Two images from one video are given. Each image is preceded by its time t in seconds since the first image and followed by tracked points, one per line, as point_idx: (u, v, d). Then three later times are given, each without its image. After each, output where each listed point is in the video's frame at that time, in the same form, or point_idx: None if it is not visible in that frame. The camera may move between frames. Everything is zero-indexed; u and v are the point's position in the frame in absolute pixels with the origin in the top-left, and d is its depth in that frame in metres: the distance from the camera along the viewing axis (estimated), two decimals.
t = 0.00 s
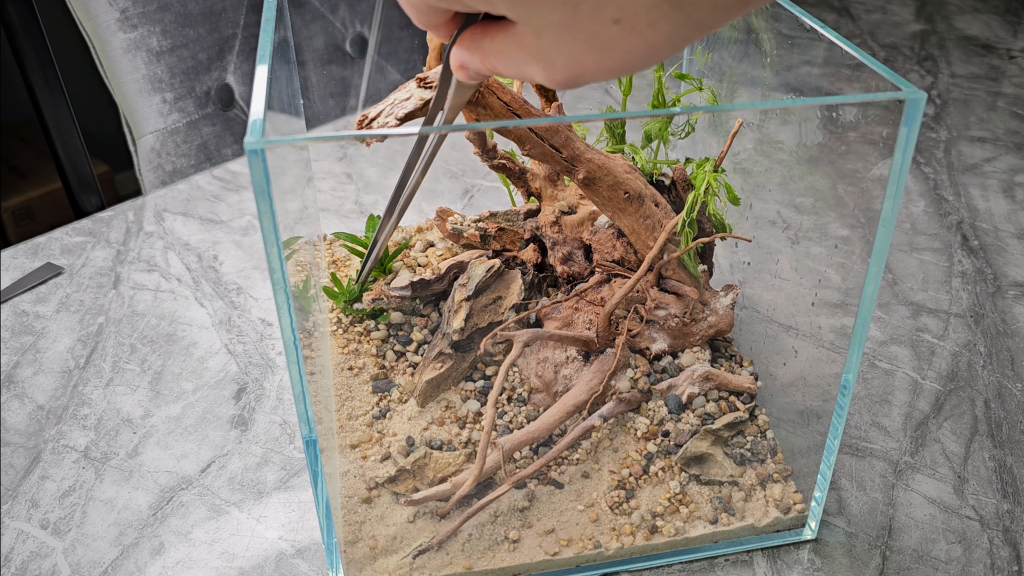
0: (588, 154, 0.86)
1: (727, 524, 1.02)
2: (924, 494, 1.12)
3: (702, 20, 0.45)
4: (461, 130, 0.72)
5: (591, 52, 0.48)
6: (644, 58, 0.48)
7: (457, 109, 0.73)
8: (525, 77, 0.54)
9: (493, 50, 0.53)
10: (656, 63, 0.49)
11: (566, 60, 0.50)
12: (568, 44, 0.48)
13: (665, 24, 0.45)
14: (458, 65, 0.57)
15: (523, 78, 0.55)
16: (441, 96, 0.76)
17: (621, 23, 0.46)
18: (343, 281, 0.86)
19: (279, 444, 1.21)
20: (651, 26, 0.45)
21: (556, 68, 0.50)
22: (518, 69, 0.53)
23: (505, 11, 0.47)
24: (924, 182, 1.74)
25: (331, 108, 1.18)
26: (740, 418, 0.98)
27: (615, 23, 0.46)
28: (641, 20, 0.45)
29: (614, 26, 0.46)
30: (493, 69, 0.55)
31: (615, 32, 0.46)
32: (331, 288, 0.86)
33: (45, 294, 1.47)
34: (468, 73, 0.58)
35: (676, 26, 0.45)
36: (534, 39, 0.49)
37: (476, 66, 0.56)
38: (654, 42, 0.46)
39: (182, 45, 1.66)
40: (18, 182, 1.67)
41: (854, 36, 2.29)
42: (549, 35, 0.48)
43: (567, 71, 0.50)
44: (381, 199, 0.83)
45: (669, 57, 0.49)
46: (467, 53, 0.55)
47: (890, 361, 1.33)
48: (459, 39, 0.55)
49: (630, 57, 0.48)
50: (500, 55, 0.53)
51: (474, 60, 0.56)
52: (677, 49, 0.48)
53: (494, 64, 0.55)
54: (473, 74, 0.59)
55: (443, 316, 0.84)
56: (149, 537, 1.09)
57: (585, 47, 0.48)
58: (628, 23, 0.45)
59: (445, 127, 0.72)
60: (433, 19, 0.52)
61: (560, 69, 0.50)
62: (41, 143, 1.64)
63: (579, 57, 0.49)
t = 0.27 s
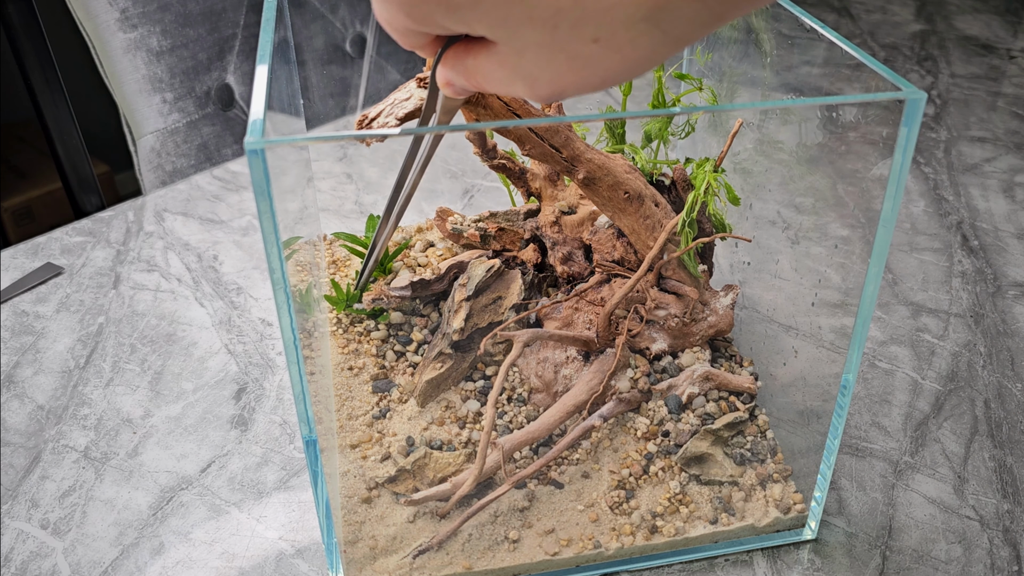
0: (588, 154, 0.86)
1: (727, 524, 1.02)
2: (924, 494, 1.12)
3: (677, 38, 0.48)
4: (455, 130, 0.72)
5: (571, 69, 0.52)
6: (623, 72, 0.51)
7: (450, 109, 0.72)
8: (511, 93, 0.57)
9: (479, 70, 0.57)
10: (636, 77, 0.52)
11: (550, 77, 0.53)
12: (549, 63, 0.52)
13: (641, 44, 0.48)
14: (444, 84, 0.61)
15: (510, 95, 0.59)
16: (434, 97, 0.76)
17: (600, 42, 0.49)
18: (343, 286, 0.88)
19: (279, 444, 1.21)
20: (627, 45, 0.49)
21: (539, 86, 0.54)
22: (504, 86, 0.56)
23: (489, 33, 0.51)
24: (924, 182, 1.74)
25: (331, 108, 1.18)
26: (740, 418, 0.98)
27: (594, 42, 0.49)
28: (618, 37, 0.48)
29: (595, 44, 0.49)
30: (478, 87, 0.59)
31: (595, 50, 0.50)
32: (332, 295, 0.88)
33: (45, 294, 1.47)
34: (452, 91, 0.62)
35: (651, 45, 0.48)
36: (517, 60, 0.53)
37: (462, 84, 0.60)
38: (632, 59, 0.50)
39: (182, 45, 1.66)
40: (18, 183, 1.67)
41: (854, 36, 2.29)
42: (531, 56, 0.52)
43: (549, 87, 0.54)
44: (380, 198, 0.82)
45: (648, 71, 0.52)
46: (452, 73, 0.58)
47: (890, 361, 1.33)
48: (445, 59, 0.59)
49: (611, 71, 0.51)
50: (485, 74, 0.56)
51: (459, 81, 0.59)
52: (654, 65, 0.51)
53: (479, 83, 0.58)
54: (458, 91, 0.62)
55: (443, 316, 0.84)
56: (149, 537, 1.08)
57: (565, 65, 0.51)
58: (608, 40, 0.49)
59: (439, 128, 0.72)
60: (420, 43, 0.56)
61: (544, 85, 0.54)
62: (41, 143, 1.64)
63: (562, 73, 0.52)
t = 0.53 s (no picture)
0: (588, 154, 0.86)
1: (727, 524, 1.02)
2: (924, 494, 1.12)
3: (654, 46, 0.50)
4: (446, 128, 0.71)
5: (552, 80, 0.54)
6: (603, 80, 0.54)
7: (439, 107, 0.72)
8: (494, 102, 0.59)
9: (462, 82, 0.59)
10: (615, 84, 0.55)
11: (531, 87, 0.55)
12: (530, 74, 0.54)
13: (619, 53, 0.51)
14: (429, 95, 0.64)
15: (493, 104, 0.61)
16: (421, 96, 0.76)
17: (580, 53, 0.51)
18: (345, 289, 0.87)
19: (279, 443, 1.21)
20: (606, 56, 0.51)
21: (521, 96, 0.56)
22: (485, 97, 0.59)
23: (469, 48, 0.53)
24: (924, 182, 1.74)
25: (331, 108, 1.18)
26: (740, 418, 0.98)
27: (574, 53, 0.51)
28: (596, 50, 0.51)
29: (574, 56, 0.52)
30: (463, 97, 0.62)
31: (574, 61, 0.52)
32: (335, 295, 0.88)
33: (45, 294, 1.47)
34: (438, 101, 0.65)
35: (629, 53, 0.51)
36: (498, 72, 0.55)
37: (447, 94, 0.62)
38: (611, 67, 0.52)
39: (182, 45, 1.66)
40: (18, 183, 1.66)
41: (854, 36, 2.29)
42: (512, 69, 0.54)
43: (531, 97, 0.56)
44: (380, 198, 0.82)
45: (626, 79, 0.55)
46: (437, 85, 0.61)
47: (890, 361, 1.33)
48: (428, 72, 0.61)
49: (589, 81, 0.54)
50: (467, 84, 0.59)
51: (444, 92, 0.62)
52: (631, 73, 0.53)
53: (462, 94, 0.61)
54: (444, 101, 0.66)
55: (443, 316, 0.84)
56: (149, 537, 1.08)
57: (546, 76, 0.54)
58: (586, 53, 0.51)
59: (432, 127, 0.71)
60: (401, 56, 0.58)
61: (526, 95, 0.56)
62: (41, 143, 1.64)
63: (542, 84, 0.55)
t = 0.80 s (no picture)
0: (588, 154, 0.86)
1: (727, 524, 1.02)
2: (924, 494, 1.12)
3: (638, 56, 0.52)
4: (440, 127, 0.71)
5: (539, 91, 0.55)
6: (590, 89, 0.55)
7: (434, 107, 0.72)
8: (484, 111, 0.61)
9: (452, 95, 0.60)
10: (601, 94, 0.56)
11: (520, 98, 0.56)
12: (518, 86, 0.55)
13: (604, 63, 0.52)
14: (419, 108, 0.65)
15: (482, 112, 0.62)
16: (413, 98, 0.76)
17: (566, 64, 0.53)
18: (347, 289, 0.86)
19: (279, 444, 1.21)
20: (591, 66, 0.52)
21: (511, 105, 0.58)
22: (475, 105, 0.60)
23: (457, 60, 0.55)
24: (924, 182, 1.74)
25: (331, 108, 1.18)
26: (740, 418, 0.98)
27: (559, 64, 0.53)
28: (582, 61, 0.52)
29: (560, 67, 0.53)
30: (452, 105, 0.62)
31: (561, 73, 0.53)
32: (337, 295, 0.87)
33: (45, 294, 1.47)
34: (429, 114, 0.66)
35: (614, 63, 0.52)
36: (487, 84, 0.56)
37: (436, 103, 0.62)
38: (597, 77, 0.53)
39: (182, 45, 1.66)
40: (18, 182, 1.67)
41: (854, 36, 2.29)
42: (499, 79, 0.55)
43: (520, 106, 0.57)
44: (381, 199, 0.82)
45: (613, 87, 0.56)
46: (426, 94, 0.61)
47: (890, 361, 1.33)
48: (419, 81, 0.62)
49: (576, 90, 0.55)
50: (458, 96, 0.60)
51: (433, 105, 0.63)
52: (617, 81, 0.55)
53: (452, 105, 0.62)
54: (434, 110, 0.64)
55: (443, 316, 0.84)
56: (149, 537, 1.08)
57: (534, 87, 0.55)
58: (572, 64, 0.52)
59: (428, 127, 0.71)
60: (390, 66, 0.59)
61: (515, 105, 0.57)
62: (41, 143, 1.64)
63: (530, 94, 0.56)
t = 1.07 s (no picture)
0: (588, 154, 0.86)
1: (727, 524, 1.02)
2: (924, 494, 1.12)
3: (625, 55, 0.52)
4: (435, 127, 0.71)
5: (527, 91, 0.56)
6: (577, 89, 0.56)
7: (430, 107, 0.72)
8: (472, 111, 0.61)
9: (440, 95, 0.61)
10: (588, 93, 0.57)
11: (508, 98, 0.57)
12: (506, 86, 0.56)
13: (592, 62, 0.53)
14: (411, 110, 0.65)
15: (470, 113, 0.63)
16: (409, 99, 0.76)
17: (554, 64, 0.53)
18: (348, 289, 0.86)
19: (279, 444, 1.21)
20: (579, 66, 0.53)
21: (499, 104, 0.58)
22: (463, 105, 0.61)
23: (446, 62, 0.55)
24: (924, 182, 1.74)
25: (331, 108, 1.18)
26: (740, 418, 0.98)
27: (548, 65, 0.53)
28: (570, 62, 0.53)
29: (548, 67, 0.54)
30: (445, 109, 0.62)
31: (549, 72, 0.54)
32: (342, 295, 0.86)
33: (45, 294, 1.47)
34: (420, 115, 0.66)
35: (603, 62, 0.53)
36: (476, 85, 0.57)
37: (429, 107, 0.63)
38: (585, 77, 0.54)
39: (182, 45, 1.66)
40: (18, 182, 1.66)
41: (854, 36, 2.30)
42: (487, 80, 0.56)
43: (507, 105, 0.58)
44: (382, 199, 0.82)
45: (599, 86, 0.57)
46: (418, 99, 0.62)
47: (890, 361, 1.33)
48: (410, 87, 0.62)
49: (564, 90, 0.55)
50: (446, 97, 0.60)
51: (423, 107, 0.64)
52: (603, 80, 0.55)
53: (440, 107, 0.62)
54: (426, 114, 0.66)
55: (443, 316, 0.84)
56: (149, 537, 1.08)
57: (522, 88, 0.56)
58: (561, 64, 0.53)
59: (423, 127, 0.71)
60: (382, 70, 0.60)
61: (504, 104, 0.58)
62: (41, 143, 1.64)
63: (519, 94, 0.56)
